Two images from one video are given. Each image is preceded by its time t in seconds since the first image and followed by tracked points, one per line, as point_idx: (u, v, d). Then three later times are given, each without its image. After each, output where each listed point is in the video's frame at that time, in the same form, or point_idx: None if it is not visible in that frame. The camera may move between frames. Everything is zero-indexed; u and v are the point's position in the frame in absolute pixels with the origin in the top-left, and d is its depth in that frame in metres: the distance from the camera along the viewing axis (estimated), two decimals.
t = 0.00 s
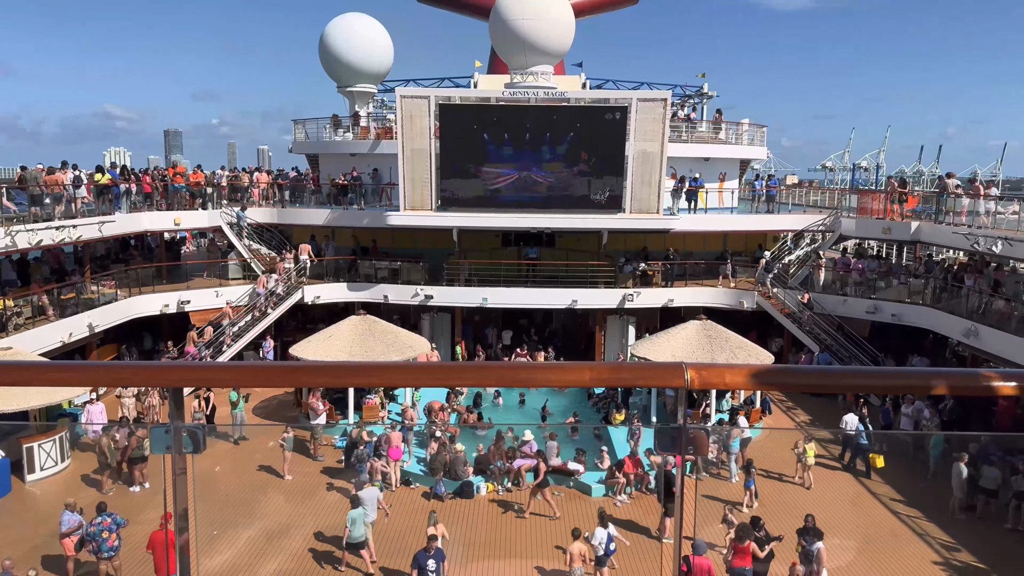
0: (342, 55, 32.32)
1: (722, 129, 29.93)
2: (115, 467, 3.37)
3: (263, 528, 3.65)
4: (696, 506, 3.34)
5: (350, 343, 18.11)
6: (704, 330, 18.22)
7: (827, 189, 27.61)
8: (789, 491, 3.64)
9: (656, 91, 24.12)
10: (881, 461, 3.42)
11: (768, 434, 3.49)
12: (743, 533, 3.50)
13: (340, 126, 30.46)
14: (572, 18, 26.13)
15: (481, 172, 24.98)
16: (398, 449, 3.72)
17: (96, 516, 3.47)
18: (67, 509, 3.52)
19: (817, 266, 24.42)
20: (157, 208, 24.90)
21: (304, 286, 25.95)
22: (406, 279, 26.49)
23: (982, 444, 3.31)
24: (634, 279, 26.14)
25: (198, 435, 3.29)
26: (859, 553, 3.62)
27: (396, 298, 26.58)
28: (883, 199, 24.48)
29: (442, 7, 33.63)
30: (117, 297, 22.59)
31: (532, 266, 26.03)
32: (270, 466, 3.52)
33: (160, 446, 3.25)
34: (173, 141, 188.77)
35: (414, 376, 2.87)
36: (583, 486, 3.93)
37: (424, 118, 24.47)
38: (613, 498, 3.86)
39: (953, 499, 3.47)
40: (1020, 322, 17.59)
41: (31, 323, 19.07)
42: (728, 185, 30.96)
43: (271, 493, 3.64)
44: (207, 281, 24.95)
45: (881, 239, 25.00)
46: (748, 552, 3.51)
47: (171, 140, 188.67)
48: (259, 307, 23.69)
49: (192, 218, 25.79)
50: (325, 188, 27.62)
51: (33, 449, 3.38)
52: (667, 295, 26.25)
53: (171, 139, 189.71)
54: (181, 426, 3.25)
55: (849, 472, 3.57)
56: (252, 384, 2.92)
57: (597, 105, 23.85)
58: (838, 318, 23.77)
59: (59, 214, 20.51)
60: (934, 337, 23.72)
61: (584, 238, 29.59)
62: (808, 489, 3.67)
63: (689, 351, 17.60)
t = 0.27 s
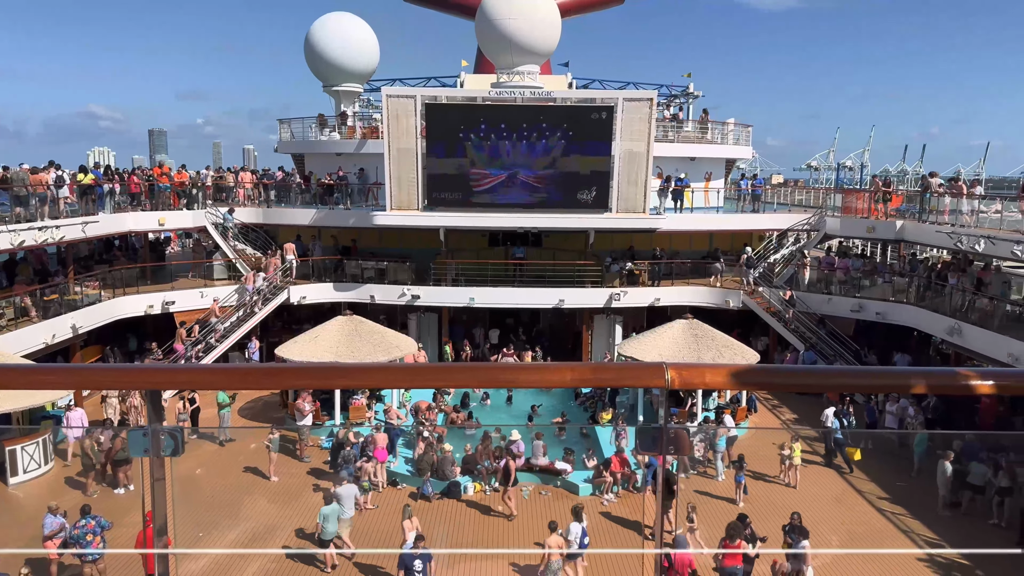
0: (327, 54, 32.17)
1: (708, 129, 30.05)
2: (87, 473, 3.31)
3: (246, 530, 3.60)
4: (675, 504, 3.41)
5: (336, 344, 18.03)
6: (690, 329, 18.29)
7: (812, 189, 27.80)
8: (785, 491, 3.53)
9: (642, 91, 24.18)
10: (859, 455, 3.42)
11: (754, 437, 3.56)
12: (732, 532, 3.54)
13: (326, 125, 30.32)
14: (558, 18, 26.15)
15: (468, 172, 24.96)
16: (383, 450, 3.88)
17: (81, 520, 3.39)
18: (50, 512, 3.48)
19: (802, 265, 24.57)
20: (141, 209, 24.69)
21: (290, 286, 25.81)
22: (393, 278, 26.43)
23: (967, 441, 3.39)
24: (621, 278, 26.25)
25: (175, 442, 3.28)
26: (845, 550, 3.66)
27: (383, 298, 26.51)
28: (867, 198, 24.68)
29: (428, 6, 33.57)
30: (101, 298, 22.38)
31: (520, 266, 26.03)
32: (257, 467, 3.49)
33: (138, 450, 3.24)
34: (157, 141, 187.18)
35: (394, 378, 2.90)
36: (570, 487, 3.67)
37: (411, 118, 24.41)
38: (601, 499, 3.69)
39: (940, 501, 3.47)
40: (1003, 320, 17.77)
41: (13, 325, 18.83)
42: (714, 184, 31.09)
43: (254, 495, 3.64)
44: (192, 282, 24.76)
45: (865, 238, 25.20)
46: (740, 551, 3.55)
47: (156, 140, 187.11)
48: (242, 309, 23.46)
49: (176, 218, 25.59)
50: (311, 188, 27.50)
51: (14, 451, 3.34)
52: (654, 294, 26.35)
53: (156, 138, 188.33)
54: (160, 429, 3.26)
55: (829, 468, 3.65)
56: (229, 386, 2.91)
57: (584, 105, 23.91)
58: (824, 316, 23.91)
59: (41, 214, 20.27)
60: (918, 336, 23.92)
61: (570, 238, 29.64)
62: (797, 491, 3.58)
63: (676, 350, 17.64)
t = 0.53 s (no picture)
0: (313, 53, 32.05)
1: (695, 129, 30.16)
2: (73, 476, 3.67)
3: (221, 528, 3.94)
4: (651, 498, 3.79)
5: (323, 345, 17.96)
6: (678, 328, 18.34)
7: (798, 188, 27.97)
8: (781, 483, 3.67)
9: (629, 91, 24.23)
10: (834, 447, 3.78)
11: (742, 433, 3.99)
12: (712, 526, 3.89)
13: (312, 125, 30.19)
14: (544, 18, 26.20)
15: (455, 173, 24.92)
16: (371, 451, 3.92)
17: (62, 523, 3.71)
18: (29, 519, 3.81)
19: (788, 264, 24.72)
20: (125, 210, 24.51)
21: (277, 287, 25.71)
22: (381, 279, 26.37)
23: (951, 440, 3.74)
24: (609, 277, 26.34)
25: (152, 441, 3.74)
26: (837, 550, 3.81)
27: (370, 298, 26.46)
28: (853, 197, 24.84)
29: (415, 5, 33.52)
30: (86, 300, 22.22)
31: (507, 266, 26.00)
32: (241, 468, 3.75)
33: (117, 452, 3.73)
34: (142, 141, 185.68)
35: (365, 378, 3.09)
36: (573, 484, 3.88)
37: (397, 118, 24.32)
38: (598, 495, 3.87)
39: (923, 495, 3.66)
40: (987, 318, 17.91)
41: None
42: (701, 184, 31.19)
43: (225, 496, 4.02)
44: (178, 283, 24.61)
45: (851, 237, 25.38)
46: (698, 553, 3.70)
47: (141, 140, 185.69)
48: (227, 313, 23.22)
49: (162, 219, 25.39)
50: (298, 188, 27.38)
51: None
52: (641, 294, 26.44)
53: (140, 137, 186.77)
54: (136, 433, 3.76)
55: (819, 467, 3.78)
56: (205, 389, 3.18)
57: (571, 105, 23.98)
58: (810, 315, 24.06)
59: (24, 216, 20.07)
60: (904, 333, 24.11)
61: (558, 237, 29.68)
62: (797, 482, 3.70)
63: (663, 349, 17.69)
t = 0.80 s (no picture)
0: (299, 53, 31.92)
1: (682, 129, 30.25)
2: (59, 478, 3.84)
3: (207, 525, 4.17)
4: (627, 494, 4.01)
5: (310, 346, 17.89)
6: (666, 328, 18.37)
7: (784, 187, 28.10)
8: (782, 481, 3.90)
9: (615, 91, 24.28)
10: (811, 444, 4.01)
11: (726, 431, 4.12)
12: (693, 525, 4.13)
13: (298, 125, 30.06)
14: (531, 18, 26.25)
15: (441, 173, 24.89)
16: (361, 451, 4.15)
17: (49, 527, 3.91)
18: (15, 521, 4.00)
19: (774, 263, 24.86)
20: (110, 211, 24.31)
21: (263, 288, 25.57)
22: (368, 279, 26.28)
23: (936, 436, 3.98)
24: (596, 277, 26.37)
25: (130, 443, 3.91)
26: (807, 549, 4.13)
27: (357, 299, 26.39)
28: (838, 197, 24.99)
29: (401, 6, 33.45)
30: (70, 302, 22.04)
31: (495, 266, 26.01)
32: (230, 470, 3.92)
33: (95, 455, 3.88)
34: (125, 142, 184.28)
35: (348, 381, 3.16)
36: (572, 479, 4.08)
37: (383, 118, 24.24)
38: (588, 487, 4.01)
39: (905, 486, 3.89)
40: (971, 317, 18.08)
41: None
42: (687, 184, 31.27)
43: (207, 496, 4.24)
44: (163, 284, 24.42)
45: (836, 236, 25.55)
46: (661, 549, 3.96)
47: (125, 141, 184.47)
48: (214, 313, 23.09)
49: (147, 220, 25.20)
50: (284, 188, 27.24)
51: None
52: (629, 293, 26.51)
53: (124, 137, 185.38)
54: (113, 436, 3.90)
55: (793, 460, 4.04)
56: (192, 391, 3.22)
57: (558, 105, 24.03)
58: (796, 314, 24.20)
59: (8, 217, 19.87)
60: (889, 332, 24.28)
61: (545, 237, 29.71)
62: (791, 479, 3.91)
63: (650, 349, 17.72)
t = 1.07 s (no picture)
0: (285, 53, 31.79)
1: (669, 128, 30.36)
2: (39, 484, 3.63)
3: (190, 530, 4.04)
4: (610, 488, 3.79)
5: (296, 347, 17.82)
6: (653, 327, 18.42)
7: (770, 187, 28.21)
8: (779, 478, 3.62)
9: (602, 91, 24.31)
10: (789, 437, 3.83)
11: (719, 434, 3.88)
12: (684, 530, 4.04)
13: (284, 125, 29.92)
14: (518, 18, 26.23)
15: (429, 174, 24.83)
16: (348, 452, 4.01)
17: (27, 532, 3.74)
18: None
19: (761, 262, 24.98)
20: (94, 212, 24.10)
21: (249, 290, 25.45)
22: (355, 280, 26.20)
23: (917, 434, 3.74)
24: (584, 277, 26.37)
25: (111, 445, 3.70)
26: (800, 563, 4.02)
27: (345, 300, 26.31)
28: (823, 196, 25.15)
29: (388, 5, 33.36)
30: (54, 304, 21.86)
31: (483, 266, 26.02)
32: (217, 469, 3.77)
33: (73, 457, 3.70)
34: (112, 142, 183.01)
35: (335, 383, 3.15)
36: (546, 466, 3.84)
37: (371, 117, 24.18)
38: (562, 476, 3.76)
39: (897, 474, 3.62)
40: (955, 315, 18.23)
41: None
42: (674, 183, 31.38)
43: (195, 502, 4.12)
44: (149, 285, 24.28)
45: (822, 235, 25.71)
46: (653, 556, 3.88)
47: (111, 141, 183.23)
48: (198, 316, 22.93)
49: (132, 220, 25.02)
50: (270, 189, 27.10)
51: None
52: (616, 293, 26.55)
53: (110, 138, 184.06)
54: (91, 439, 3.71)
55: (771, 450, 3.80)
56: (176, 394, 3.22)
57: (545, 105, 24.05)
58: (783, 313, 24.34)
59: None
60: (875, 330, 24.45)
61: (533, 237, 29.75)
62: (786, 476, 3.64)
63: (638, 348, 17.76)
